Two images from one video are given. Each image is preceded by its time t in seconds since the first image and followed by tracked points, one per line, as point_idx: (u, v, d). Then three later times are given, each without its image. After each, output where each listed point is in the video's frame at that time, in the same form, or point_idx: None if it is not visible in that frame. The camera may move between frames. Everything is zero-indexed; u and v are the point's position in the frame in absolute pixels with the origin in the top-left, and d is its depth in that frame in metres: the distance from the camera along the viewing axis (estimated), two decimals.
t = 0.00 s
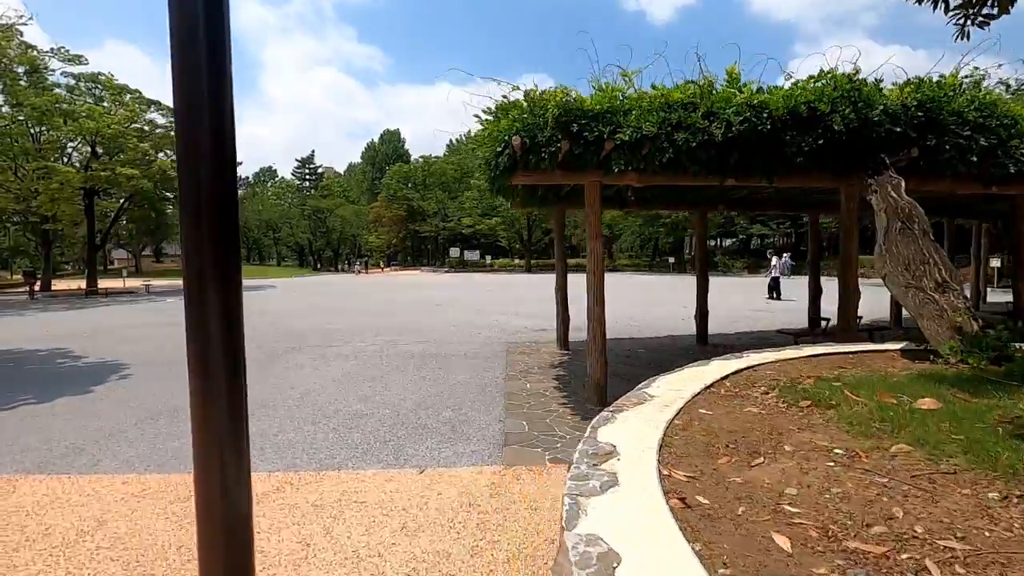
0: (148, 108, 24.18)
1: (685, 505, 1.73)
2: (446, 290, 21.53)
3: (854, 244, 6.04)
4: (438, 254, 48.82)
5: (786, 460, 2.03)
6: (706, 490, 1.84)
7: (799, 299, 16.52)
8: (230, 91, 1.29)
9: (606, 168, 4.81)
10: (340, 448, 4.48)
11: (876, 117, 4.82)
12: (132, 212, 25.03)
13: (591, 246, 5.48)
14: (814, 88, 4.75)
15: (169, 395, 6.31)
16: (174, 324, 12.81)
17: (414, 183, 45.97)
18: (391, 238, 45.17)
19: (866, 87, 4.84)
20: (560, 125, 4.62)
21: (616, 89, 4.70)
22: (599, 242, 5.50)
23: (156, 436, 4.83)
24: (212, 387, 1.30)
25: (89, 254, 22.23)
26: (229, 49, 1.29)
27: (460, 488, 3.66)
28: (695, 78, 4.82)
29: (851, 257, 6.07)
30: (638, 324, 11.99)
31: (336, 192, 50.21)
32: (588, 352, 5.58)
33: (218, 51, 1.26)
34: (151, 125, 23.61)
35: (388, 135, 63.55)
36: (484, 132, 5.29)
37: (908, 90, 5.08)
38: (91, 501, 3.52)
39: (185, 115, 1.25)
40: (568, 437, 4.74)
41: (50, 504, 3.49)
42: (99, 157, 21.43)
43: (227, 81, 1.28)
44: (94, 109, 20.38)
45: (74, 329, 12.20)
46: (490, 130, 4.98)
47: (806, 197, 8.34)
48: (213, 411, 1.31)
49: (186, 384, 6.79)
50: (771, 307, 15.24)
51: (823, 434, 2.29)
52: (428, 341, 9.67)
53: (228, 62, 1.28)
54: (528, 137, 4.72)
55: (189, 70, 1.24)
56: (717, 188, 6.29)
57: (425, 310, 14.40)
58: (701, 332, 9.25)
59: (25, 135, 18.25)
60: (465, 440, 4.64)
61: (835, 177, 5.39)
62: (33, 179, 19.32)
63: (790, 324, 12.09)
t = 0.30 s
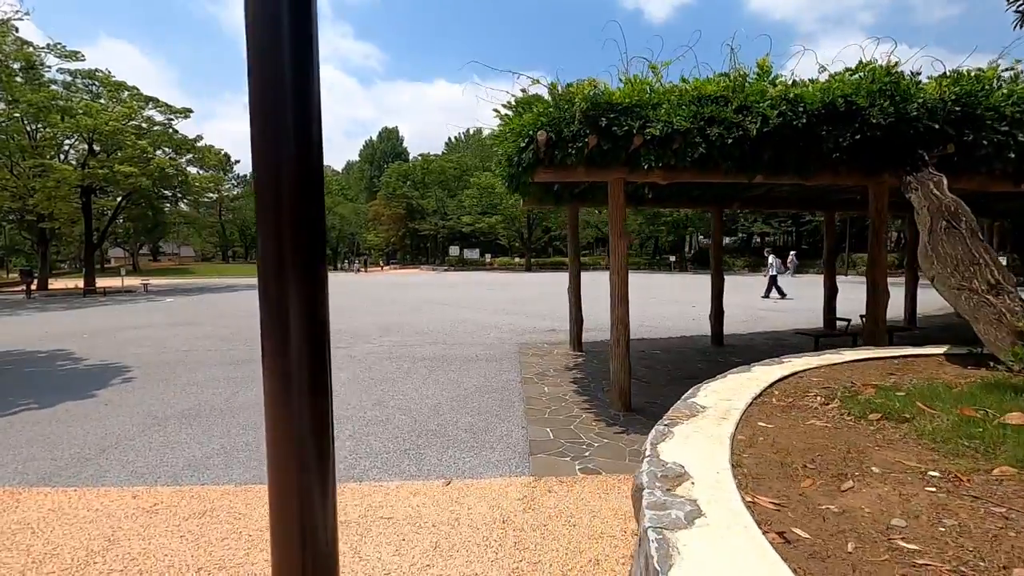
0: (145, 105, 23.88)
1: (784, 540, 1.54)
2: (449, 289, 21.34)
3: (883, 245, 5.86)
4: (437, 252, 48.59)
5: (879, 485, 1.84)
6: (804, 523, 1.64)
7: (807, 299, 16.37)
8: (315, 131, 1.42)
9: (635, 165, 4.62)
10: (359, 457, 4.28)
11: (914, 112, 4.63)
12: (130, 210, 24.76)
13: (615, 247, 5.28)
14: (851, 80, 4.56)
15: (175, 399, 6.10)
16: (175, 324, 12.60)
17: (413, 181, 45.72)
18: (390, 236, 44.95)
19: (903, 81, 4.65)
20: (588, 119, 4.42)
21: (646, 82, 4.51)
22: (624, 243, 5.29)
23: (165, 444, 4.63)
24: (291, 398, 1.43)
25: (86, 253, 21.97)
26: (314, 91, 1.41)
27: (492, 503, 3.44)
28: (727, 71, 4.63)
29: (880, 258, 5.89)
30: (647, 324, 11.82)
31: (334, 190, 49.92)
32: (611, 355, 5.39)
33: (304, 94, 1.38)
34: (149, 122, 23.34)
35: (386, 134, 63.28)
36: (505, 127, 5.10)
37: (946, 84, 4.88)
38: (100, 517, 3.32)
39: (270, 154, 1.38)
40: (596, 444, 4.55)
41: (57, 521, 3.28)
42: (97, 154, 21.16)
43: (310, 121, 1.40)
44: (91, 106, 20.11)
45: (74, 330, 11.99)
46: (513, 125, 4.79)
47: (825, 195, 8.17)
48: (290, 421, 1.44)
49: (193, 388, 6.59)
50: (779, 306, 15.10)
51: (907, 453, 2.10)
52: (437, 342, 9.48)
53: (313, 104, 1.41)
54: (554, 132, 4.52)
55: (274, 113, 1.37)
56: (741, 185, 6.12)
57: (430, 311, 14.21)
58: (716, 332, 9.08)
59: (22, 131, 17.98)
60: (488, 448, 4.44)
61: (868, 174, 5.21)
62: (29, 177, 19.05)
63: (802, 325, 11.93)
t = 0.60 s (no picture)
0: (144, 101, 23.63)
1: (912, 560, 1.40)
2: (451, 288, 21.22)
3: (914, 241, 5.73)
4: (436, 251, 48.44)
5: (993, 498, 1.70)
6: (929, 540, 1.48)
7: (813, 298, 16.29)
8: (498, 95, 1.18)
9: (668, 157, 4.46)
10: (384, 461, 4.12)
11: (955, 103, 4.44)
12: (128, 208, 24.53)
13: (642, 243, 5.13)
14: (892, 70, 4.40)
15: (186, 399, 5.93)
16: (177, 323, 12.41)
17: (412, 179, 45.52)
18: (389, 235, 44.79)
19: (945, 71, 4.49)
20: (621, 110, 4.26)
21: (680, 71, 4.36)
22: (652, 239, 5.14)
23: (181, 447, 4.46)
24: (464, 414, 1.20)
25: (84, 252, 21.73)
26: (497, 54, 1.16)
27: (531, 509, 3.28)
28: (762, 60, 4.48)
29: (910, 255, 5.77)
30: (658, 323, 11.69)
31: (332, 188, 49.67)
32: (637, 354, 5.23)
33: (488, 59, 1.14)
34: (148, 119, 23.11)
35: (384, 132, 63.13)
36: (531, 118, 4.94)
37: (987, 73, 4.71)
38: (119, 526, 3.14)
39: (446, 122, 1.14)
40: (628, 446, 4.40)
41: (74, 530, 3.11)
42: (95, 151, 20.94)
43: (493, 84, 1.16)
44: (90, 102, 19.90)
45: (75, 329, 11.78)
46: (541, 116, 4.63)
47: (845, 191, 8.04)
48: (462, 436, 1.20)
49: (203, 388, 6.42)
50: (787, 305, 15.01)
51: (1007, 461, 1.95)
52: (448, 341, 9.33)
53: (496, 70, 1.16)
54: (585, 122, 4.35)
55: (451, 72, 1.13)
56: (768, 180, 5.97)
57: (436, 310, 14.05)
58: (732, 331, 8.94)
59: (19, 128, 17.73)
60: (517, 451, 4.28)
61: (904, 167, 5.04)
62: (26, 174, 18.80)
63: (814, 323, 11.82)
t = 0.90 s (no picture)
0: (139, 100, 23.34)
1: None
2: (452, 288, 21.03)
3: (942, 238, 5.60)
4: (433, 251, 48.25)
5: None
6: None
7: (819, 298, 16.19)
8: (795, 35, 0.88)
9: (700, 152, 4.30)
10: (406, 470, 3.93)
11: (997, 96, 4.26)
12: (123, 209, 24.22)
13: (666, 243, 4.97)
14: (930, 63, 4.24)
15: (192, 405, 5.73)
16: (177, 325, 12.18)
17: (409, 179, 45.32)
18: (386, 235, 44.52)
19: (986, 63, 4.32)
20: (652, 103, 4.10)
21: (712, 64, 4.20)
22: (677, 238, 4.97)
23: (191, 457, 4.26)
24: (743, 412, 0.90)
25: (78, 253, 21.40)
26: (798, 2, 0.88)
27: (569, 524, 3.11)
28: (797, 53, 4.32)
29: (938, 252, 5.63)
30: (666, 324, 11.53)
31: (328, 188, 49.38)
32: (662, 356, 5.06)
33: None
34: (143, 119, 22.82)
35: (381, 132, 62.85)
36: (555, 114, 4.78)
37: None
38: (133, 545, 2.95)
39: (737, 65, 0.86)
40: (659, 453, 4.22)
41: (84, 549, 2.91)
42: (90, 151, 20.65)
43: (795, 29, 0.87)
44: (84, 102, 19.62)
45: (72, 331, 11.53)
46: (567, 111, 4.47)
47: (862, 189, 7.91)
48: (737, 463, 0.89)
49: (209, 393, 6.21)
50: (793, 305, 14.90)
51: None
52: (456, 343, 9.15)
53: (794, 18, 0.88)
54: (614, 116, 4.18)
55: None
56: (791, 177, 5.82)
57: (440, 310, 13.87)
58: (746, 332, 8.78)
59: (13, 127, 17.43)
60: (544, 459, 4.09)
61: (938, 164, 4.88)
62: (20, 174, 18.49)
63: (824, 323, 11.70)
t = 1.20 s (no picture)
0: (131, 98, 23.00)
1: None
2: (450, 288, 20.85)
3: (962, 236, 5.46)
4: (429, 251, 48.03)
5: None
6: None
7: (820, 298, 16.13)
8: None
9: (721, 148, 4.15)
10: (417, 480, 3.75)
11: None
12: (114, 208, 23.88)
13: (683, 242, 4.81)
14: (957, 56, 4.11)
15: (190, 410, 5.52)
16: (171, 326, 11.93)
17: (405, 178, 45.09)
18: (381, 235, 44.25)
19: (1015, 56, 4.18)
20: (672, 96, 3.95)
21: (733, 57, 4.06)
22: (694, 237, 4.81)
23: (191, 466, 4.06)
24: None
25: (69, 253, 21.06)
26: None
27: (595, 538, 2.95)
28: (820, 45, 4.18)
29: (958, 250, 5.48)
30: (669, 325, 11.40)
31: (323, 187, 49.05)
32: (678, 359, 4.91)
33: None
34: (136, 117, 22.50)
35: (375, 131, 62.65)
36: (568, 108, 4.62)
37: None
38: (131, 564, 2.77)
39: None
40: (679, 460, 4.07)
41: (77, 570, 2.72)
42: (81, 150, 20.35)
43: None
44: (75, 99, 19.30)
45: (63, 333, 11.26)
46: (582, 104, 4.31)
47: (873, 186, 7.79)
48: None
49: (206, 397, 6.01)
50: (794, 304, 14.81)
51: None
52: (458, 344, 8.97)
53: None
54: (633, 109, 4.01)
55: None
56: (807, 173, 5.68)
57: (439, 311, 13.69)
58: (753, 333, 8.65)
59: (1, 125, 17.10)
60: (562, 467, 3.93)
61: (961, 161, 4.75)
62: (9, 173, 18.15)
63: (828, 323, 11.61)
